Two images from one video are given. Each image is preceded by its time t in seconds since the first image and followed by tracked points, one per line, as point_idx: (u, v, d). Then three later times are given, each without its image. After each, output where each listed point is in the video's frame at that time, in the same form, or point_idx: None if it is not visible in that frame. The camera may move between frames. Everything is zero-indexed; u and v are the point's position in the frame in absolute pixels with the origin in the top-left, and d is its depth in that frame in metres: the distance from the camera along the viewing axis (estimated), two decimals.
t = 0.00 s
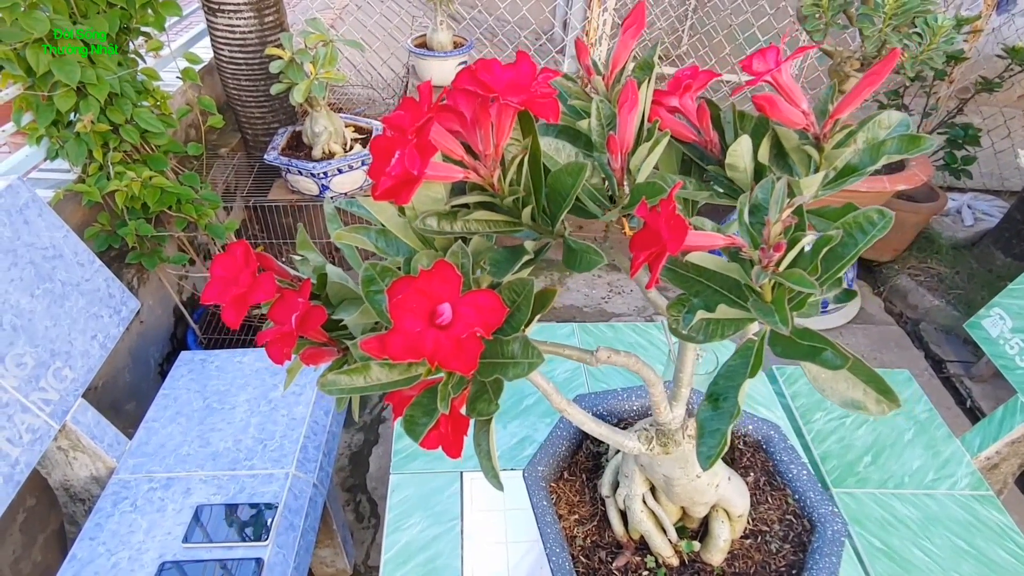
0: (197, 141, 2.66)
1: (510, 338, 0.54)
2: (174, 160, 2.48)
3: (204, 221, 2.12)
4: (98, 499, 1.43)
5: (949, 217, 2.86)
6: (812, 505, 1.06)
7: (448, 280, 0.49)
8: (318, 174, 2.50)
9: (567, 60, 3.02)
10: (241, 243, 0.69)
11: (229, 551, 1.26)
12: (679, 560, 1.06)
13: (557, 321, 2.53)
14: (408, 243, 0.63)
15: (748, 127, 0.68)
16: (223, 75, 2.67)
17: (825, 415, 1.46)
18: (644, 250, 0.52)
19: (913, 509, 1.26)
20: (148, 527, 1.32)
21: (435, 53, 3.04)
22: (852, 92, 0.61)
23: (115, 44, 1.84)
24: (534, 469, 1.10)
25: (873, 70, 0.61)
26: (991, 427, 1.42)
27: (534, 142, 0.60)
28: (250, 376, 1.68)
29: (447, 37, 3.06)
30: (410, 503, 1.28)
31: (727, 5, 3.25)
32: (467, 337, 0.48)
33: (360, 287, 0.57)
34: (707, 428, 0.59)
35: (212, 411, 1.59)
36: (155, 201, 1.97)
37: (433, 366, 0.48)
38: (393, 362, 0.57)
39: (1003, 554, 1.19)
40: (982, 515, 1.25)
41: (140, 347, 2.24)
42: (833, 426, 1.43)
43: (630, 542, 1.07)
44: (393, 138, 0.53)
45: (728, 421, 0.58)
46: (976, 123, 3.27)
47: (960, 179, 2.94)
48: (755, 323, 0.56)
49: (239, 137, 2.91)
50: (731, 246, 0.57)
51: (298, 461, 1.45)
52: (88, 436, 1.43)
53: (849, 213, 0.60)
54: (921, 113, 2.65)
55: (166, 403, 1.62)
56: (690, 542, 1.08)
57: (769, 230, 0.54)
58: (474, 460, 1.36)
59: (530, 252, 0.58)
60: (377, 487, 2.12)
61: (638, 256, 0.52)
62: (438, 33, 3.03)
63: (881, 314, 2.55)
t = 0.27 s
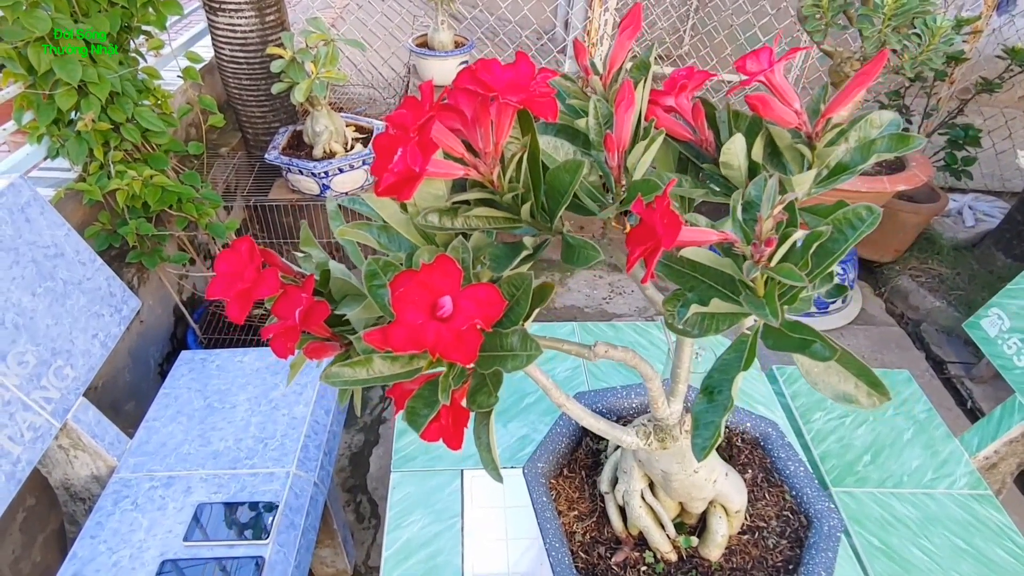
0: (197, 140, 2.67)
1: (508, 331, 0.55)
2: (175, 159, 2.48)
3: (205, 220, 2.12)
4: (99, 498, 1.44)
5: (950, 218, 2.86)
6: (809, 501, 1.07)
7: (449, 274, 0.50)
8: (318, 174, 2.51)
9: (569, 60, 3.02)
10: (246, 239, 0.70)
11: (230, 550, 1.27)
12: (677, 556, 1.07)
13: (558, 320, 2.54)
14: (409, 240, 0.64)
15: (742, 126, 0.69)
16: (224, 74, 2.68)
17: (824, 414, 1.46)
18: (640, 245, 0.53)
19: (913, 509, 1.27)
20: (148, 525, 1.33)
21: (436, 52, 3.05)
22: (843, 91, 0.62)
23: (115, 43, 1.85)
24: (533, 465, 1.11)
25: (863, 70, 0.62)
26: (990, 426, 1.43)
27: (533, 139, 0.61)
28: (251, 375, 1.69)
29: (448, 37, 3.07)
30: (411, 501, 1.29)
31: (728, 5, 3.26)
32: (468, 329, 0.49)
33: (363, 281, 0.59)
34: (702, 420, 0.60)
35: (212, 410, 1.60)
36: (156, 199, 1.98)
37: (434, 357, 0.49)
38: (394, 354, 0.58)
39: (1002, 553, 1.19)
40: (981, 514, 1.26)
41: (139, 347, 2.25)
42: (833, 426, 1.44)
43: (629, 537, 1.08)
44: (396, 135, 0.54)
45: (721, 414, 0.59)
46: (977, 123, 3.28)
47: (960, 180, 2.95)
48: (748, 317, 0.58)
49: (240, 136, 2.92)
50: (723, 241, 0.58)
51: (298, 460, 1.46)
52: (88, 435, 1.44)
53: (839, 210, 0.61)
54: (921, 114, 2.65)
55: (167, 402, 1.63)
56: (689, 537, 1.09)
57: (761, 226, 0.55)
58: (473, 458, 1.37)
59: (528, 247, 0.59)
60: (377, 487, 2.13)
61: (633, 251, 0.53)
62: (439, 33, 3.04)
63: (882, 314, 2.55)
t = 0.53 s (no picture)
0: (197, 139, 2.67)
1: (512, 329, 0.56)
2: (174, 158, 2.48)
3: (206, 219, 2.12)
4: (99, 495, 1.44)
5: (948, 216, 2.87)
6: (809, 499, 1.07)
7: (454, 273, 0.50)
8: (318, 172, 2.51)
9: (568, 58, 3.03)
10: (250, 238, 0.70)
11: (230, 546, 1.27)
12: (677, 553, 1.07)
13: (556, 319, 2.55)
14: (413, 239, 0.64)
15: (744, 126, 0.69)
16: (224, 73, 2.68)
17: (822, 413, 1.47)
18: (643, 245, 0.54)
19: (910, 506, 1.28)
20: (149, 522, 1.33)
21: (435, 51, 3.05)
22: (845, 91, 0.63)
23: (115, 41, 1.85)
24: (533, 463, 1.11)
25: (864, 71, 0.63)
26: (988, 424, 1.43)
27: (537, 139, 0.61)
28: (250, 373, 1.70)
29: (446, 36, 3.07)
30: (412, 498, 1.29)
31: (726, 4, 3.26)
32: (473, 328, 0.50)
33: (368, 280, 0.59)
34: (704, 419, 0.61)
35: (213, 408, 1.60)
36: (157, 198, 1.98)
37: (438, 356, 0.49)
38: (399, 353, 0.58)
39: (999, 551, 1.20)
40: (978, 513, 1.27)
41: (139, 344, 2.25)
42: (831, 424, 1.44)
43: (629, 535, 1.09)
44: (400, 138, 0.54)
45: (723, 412, 0.59)
46: (975, 122, 3.29)
47: (958, 179, 2.96)
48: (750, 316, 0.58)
49: (240, 135, 2.92)
50: (726, 241, 0.58)
51: (299, 457, 1.47)
52: (90, 432, 1.44)
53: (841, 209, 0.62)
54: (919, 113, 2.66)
55: (167, 400, 1.63)
56: (688, 535, 1.09)
57: (764, 225, 0.55)
58: (473, 456, 1.38)
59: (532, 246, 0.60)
60: (375, 485, 2.13)
61: (637, 250, 0.54)
62: (437, 32, 3.04)
63: (878, 313, 2.56)
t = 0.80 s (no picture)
0: (196, 138, 2.66)
1: (516, 329, 0.55)
2: (174, 156, 2.48)
3: (205, 217, 2.12)
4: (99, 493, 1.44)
5: (945, 215, 2.88)
6: (809, 498, 1.07)
7: (457, 272, 0.50)
8: (317, 171, 2.51)
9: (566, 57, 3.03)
10: (252, 237, 0.70)
11: (230, 544, 1.27)
12: (676, 552, 1.07)
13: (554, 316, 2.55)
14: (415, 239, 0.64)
15: (748, 125, 0.69)
16: (224, 73, 2.68)
17: (820, 411, 1.47)
18: (648, 244, 0.53)
19: (908, 504, 1.28)
20: (150, 519, 1.32)
21: (433, 50, 3.05)
22: (851, 90, 0.62)
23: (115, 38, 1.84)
24: (533, 462, 1.11)
25: (870, 69, 0.63)
26: (986, 423, 1.43)
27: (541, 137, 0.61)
28: (250, 371, 1.69)
29: (445, 34, 3.07)
30: (412, 496, 1.29)
31: (724, 4, 3.27)
32: (477, 328, 0.49)
33: (371, 280, 0.59)
34: (708, 419, 0.61)
35: (213, 406, 1.60)
36: (157, 196, 1.97)
37: (442, 356, 0.49)
38: (401, 353, 0.58)
39: (997, 550, 1.20)
40: (976, 511, 1.27)
41: (140, 342, 2.25)
42: (827, 423, 1.44)
43: (629, 534, 1.08)
44: (403, 137, 0.53)
45: (727, 412, 0.59)
46: (972, 121, 3.29)
47: (955, 177, 2.96)
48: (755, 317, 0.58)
49: (239, 134, 2.92)
50: (732, 240, 0.58)
51: (298, 455, 1.46)
52: (90, 429, 1.44)
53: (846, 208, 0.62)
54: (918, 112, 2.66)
55: (167, 398, 1.62)
56: (688, 534, 1.09)
57: (769, 224, 0.55)
58: (473, 454, 1.37)
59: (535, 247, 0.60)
60: (374, 481, 2.13)
61: (642, 250, 0.53)
62: (436, 31, 3.03)
63: (876, 311, 2.57)
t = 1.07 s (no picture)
0: (197, 137, 2.66)
1: (518, 329, 0.55)
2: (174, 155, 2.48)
3: (207, 216, 2.12)
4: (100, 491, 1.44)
5: (943, 214, 2.88)
6: (808, 497, 1.07)
7: (458, 272, 0.50)
8: (318, 170, 2.51)
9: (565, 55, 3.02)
10: (251, 236, 0.70)
11: (231, 541, 1.27)
12: (676, 551, 1.07)
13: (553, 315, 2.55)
14: (416, 238, 0.64)
15: (749, 124, 0.69)
16: (225, 73, 2.68)
17: (818, 410, 1.47)
18: (650, 244, 0.53)
19: (906, 503, 1.28)
20: (151, 517, 1.32)
21: (433, 50, 3.05)
22: (855, 88, 0.62)
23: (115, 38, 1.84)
24: (533, 461, 1.11)
25: (873, 67, 0.63)
26: (985, 420, 1.43)
27: (542, 136, 0.61)
28: (250, 369, 1.69)
29: (445, 34, 3.07)
30: (413, 494, 1.29)
31: (723, 4, 3.26)
32: (477, 328, 0.49)
33: (371, 279, 0.59)
34: (710, 419, 0.60)
35: (214, 404, 1.60)
36: (158, 196, 1.97)
37: (442, 355, 0.49)
38: (402, 353, 0.58)
39: (996, 548, 1.20)
40: (974, 509, 1.27)
41: (142, 340, 2.25)
42: (826, 421, 1.44)
43: (629, 533, 1.08)
44: (404, 134, 0.53)
45: (730, 412, 0.59)
46: (969, 121, 3.29)
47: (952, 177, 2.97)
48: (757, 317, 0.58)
49: (240, 133, 2.92)
50: (735, 240, 0.58)
51: (299, 453, 1.46)
52: (91, 428, 1.44)
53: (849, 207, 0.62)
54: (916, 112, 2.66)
55: (168, 396, 1.62)
56: (687, 533, 1.09)
57: (773, 224, 0.55)
58: (473, 453, 1.37)
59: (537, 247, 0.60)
60: (374, 479, 2.13)
61: (644, 250, 0.53)
62: (436, 31, 3.03)
63: (873, 311, 2.56)
